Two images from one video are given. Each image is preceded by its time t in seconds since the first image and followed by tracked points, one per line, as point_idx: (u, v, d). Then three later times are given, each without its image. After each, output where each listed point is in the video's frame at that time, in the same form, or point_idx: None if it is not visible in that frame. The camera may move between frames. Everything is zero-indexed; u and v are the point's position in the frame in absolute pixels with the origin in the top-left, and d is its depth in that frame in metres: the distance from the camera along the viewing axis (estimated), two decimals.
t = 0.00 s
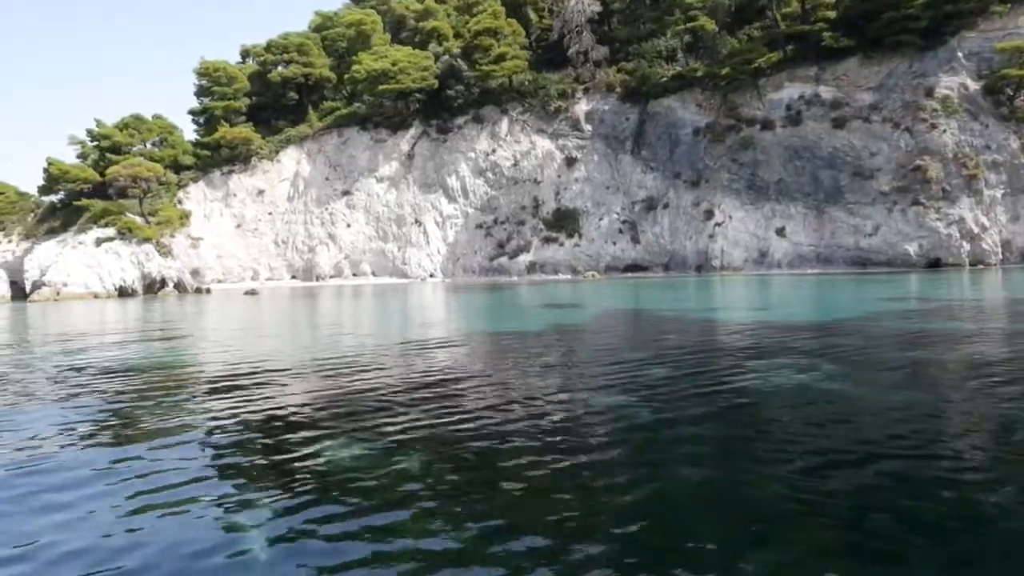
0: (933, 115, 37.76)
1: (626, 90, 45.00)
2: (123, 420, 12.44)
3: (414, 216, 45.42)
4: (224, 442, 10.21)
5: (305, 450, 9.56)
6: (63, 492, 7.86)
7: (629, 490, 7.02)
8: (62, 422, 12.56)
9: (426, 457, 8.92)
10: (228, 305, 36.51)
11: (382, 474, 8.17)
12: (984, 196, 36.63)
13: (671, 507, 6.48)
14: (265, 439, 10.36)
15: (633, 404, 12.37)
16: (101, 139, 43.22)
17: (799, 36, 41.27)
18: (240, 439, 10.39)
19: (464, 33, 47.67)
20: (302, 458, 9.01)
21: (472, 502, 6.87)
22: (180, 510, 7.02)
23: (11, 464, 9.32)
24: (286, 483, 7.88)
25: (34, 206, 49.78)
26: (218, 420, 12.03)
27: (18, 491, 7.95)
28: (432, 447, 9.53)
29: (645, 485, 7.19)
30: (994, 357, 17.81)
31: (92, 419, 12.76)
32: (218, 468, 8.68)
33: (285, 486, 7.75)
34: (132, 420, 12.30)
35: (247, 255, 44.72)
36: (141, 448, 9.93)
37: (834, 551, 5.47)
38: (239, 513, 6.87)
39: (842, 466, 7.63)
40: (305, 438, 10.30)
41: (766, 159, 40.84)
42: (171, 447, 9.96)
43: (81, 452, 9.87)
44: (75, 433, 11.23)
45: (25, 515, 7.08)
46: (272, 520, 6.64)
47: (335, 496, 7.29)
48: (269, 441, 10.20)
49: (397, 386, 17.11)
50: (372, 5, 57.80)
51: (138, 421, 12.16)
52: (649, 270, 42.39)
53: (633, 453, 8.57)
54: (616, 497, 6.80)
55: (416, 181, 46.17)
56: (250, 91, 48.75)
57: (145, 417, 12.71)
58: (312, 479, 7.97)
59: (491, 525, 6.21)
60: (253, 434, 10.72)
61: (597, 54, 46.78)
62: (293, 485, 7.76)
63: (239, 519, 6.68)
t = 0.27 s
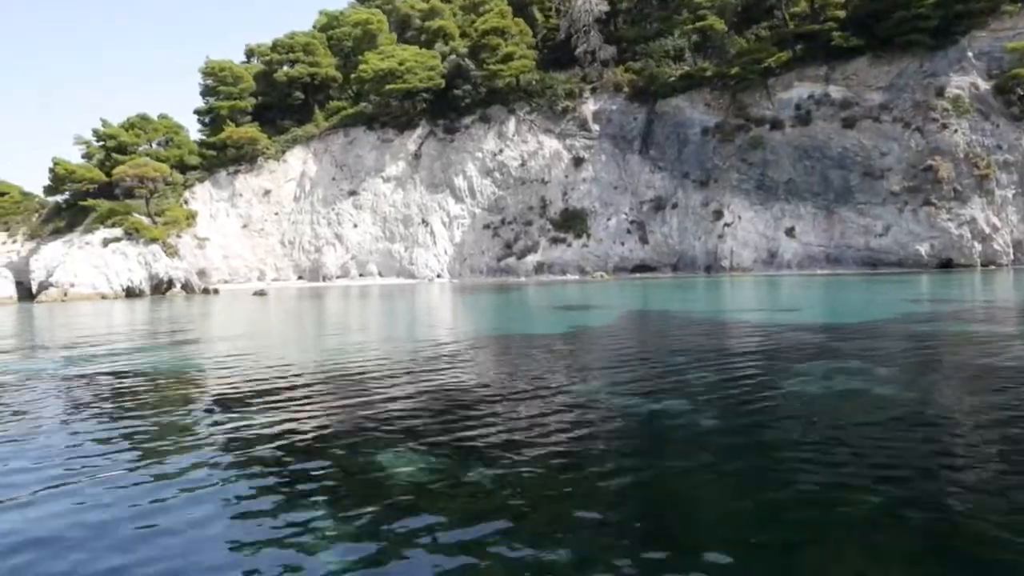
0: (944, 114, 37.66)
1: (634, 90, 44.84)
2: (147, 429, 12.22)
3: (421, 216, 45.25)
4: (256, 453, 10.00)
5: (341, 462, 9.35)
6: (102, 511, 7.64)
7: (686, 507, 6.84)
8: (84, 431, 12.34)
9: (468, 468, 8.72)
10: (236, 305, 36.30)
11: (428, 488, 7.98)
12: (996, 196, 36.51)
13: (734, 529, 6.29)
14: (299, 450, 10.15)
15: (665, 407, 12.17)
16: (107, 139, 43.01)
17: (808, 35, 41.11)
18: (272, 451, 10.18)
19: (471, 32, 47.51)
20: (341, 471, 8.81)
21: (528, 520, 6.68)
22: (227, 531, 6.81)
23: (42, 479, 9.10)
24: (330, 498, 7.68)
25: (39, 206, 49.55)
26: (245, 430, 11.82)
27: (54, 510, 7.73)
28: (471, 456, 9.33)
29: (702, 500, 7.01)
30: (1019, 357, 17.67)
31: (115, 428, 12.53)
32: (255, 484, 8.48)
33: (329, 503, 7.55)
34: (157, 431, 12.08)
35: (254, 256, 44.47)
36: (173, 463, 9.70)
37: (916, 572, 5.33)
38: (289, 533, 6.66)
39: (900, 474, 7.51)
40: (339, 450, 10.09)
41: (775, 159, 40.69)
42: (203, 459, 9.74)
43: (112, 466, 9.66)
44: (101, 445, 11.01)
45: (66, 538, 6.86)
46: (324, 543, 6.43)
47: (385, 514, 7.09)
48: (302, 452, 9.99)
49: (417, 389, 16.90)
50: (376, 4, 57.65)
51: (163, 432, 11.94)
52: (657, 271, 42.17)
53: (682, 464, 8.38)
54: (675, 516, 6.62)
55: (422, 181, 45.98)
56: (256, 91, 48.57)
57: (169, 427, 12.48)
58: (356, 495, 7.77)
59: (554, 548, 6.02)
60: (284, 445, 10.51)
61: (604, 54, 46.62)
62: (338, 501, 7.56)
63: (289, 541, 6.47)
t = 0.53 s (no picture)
0: (957, 114, 37.48)
1: (643, 90, 44.63)
2: (172, 422, 11.96)
3: (429, 217, 45.03)
4: (292, 450, 9.77)
5: (379, 457, 9.15)
6: (142, 501, 7.40)
7: (748, 507, 6.65)
8: (107, 424, 12.08)
9: (515, 466, 8.50)
10: (246, 307, 36.06)
11: (476, 485, 7.76)
12: (1010, 197, 36.31)
13: (816, 533, 6.07)
14: (334, 447, 9.90)
15: (703, 407, 11.95)
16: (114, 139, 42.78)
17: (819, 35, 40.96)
18: (308, 447, 9.93)
19: (479, 32, 47.34)
20: (381, 467, 8.59)
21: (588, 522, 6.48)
22: (277, 524, 6.59)
23: (75, 470, 8.86)
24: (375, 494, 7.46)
25: (44, 207, 49.29)
26: (272, 424, 11.56)
27: (92, 501, 7.49)
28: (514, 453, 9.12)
29: (762, 500, 6.82)
30: None
31: (137, 422, 12.26)
32: (298, 477, 8.25)
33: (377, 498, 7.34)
34: (181, 424, 11.78)
35: (261, 256, 44.17)
36: (205, 455, 9.45)
37: None
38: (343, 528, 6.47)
39: (970, 476, 7.30)
40: (377, 446, 9.89)
41: (786, 159, 40.50)
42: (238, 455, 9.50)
43: (144, 457, 9.40)
44: (127, 438, 10.74)
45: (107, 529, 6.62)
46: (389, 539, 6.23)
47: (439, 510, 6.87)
48: (338, 449, 9.73)
49: (440, 390, 16.65)
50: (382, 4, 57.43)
51: (189, 425, 11.67)
52: (667, 272, 41.94)
53: (733, 464, 8.18)
54: (741, 517, 6.39)
55: (430, 181, 45.75)
56: (263, 91, 48.36)
57: (194, 420, 12.21)
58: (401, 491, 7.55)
59: (622, 550, 5.80)
60: (318, 441, 10.26)
61: (613, 54, 46.42)
62: (386, 497, 7.33)
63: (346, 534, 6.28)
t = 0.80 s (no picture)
0: (970, 115, 37.35)
1: (652, 90, 44.45)
2: (203, 431, 11.76)
3: (437, 217, 44.83)
4: (331, 460, 9.58)
5: (424, 467, 8.96)
6: (192, 523, 7.23)
7: (817, 527, 6.49)
8: (137, 434, 11.88)
9: (565, 476, 8.34)
10: (254, 308, 35.80)
11: (530, 496, 7.60)
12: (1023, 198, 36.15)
13: (897, 554, 5.91)
14: (374, 457, 9.72)
15: (744, 412, 11.75)
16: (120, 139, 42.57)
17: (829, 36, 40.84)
18: (349, 456, 9.75)
19: (487, 32, 47.16)
20: (428, 479, 8.41)
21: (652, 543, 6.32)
22: (338, 546, 6.42)
23: (115, 487, 8.67)
24: (428, 510, 7.28)
25: (49, 208, 49.04)
26: (306, 433, 11.36)
27: (140, 522, 7.32)
28: (561, 462, 8.95)
29: (835, 519, 6.65)
30: None
31: (168, 431, 12.06)
32: (346, 491, 8.08)
33: (432, 513, 7.16)
34: (214, 434, 11.60)
35: (268, 257, 43.91)
36: (243, 469, 9.26)
37: None
38: (407, 551, 6.29)
39: None
40: (418, 455, 9.70)
41: (797, 160, 40.33)
42: (279, 467, 9.31)
43: (182, 472, 9.21)
44: (161, 450, 10.55)
45: (164, 557, 6.43)
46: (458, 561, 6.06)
47: (499, 526, 6.72)
48: (379, 459, 9.54)
49: (463, 393, 16.44)
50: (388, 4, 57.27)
51: (223, 435, 11.46)
52: (677, 272, 41.71)
53: (791, 478, 8.03)
54: (813, 537, 6.25)
55: (438, 182, 45.54)
56: (270, 91, 48.15)
57: (225, 430, 11.98)
58: (455, 505, 7.37)
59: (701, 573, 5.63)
60: (357, 451, 10.06)
61: (621, 54, 46.26)
62: (441, 512, 7.17)
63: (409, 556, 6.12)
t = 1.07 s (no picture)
0: (980, 116, 37.23)
1: (659, 90, 44.30)
2: (229, 439, 11.60)
3: (444, 218, 44.68)
4: (369, 470, 9.43)
5: (465, 479, 8.83)
6: (240, 535, 7.08)
7: (888, 546, 6.37)
8: (161, 442, 11.71)
9: (614, 488, 8.21)
10: (262, 309, 35.57)
11: (584, 511, 7.47)
12: None
13: None
14: (411, 466, 9.56)
15: (777, 418, 11.62)
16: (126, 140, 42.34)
17: (838, 36, 40.70)
18: (384, 467, 9.59)
19: (494, 33, 47.00)
20: (472, 492, 8.27)
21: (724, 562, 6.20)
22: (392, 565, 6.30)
23: (151, 496, 8.51)
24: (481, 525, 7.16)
25: (53, 208, 48.79)
26: (334, 441, 11.21)
27: (185, 532, 7.15)
28: (605, 473, 8.81)
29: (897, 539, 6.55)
30: None
31: (190, 439, 11.89)
32: (389, 504, 7.96)
33: (486, 529, 7.03)
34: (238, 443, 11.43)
35: (275, 258, 43.70)
36: (280, 479, 9.11)
37: None
38: (469, 570, 6.17)
39: None
40: (455, 465, 9.56)
41: (806, 160, 40.20)
42: (315, 477, 9.16)
43: (218, 481, 9.05)
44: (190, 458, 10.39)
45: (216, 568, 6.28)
46: None
47: (559, 545, 6.59)
48: (416, 469, 9.40)
49: (483, 395, 16.27)
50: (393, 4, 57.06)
51: (247, 444, 11.31)
52: (685, 273, 41.56)
53: (841, 489, 7.92)
54: (883, 558, 6.14)
55: (445, 183, 45.35)
56: (276, 91, 47.93)
57: (248, 438, 11.84)
58: (508, 520, 7.25)
59: None
60: (391, 460, 9.96)
61: (629, 54, 46.14)
62: (496, 527, 7.04)
63: None
